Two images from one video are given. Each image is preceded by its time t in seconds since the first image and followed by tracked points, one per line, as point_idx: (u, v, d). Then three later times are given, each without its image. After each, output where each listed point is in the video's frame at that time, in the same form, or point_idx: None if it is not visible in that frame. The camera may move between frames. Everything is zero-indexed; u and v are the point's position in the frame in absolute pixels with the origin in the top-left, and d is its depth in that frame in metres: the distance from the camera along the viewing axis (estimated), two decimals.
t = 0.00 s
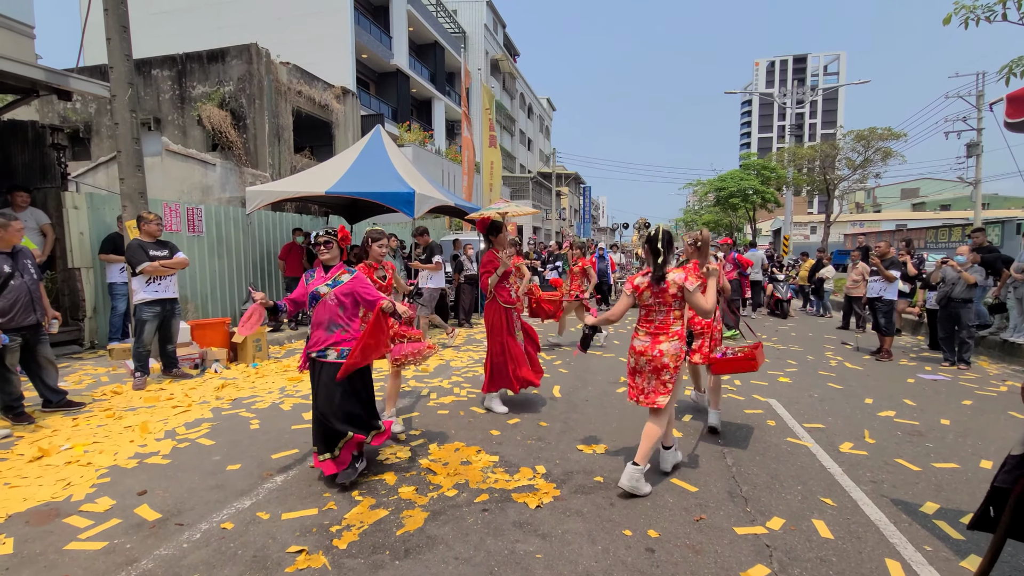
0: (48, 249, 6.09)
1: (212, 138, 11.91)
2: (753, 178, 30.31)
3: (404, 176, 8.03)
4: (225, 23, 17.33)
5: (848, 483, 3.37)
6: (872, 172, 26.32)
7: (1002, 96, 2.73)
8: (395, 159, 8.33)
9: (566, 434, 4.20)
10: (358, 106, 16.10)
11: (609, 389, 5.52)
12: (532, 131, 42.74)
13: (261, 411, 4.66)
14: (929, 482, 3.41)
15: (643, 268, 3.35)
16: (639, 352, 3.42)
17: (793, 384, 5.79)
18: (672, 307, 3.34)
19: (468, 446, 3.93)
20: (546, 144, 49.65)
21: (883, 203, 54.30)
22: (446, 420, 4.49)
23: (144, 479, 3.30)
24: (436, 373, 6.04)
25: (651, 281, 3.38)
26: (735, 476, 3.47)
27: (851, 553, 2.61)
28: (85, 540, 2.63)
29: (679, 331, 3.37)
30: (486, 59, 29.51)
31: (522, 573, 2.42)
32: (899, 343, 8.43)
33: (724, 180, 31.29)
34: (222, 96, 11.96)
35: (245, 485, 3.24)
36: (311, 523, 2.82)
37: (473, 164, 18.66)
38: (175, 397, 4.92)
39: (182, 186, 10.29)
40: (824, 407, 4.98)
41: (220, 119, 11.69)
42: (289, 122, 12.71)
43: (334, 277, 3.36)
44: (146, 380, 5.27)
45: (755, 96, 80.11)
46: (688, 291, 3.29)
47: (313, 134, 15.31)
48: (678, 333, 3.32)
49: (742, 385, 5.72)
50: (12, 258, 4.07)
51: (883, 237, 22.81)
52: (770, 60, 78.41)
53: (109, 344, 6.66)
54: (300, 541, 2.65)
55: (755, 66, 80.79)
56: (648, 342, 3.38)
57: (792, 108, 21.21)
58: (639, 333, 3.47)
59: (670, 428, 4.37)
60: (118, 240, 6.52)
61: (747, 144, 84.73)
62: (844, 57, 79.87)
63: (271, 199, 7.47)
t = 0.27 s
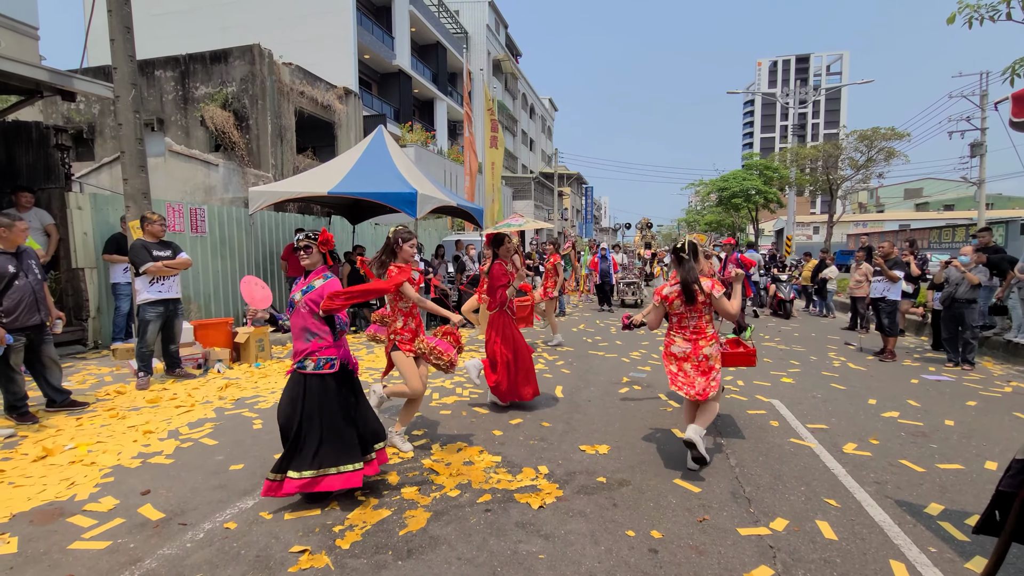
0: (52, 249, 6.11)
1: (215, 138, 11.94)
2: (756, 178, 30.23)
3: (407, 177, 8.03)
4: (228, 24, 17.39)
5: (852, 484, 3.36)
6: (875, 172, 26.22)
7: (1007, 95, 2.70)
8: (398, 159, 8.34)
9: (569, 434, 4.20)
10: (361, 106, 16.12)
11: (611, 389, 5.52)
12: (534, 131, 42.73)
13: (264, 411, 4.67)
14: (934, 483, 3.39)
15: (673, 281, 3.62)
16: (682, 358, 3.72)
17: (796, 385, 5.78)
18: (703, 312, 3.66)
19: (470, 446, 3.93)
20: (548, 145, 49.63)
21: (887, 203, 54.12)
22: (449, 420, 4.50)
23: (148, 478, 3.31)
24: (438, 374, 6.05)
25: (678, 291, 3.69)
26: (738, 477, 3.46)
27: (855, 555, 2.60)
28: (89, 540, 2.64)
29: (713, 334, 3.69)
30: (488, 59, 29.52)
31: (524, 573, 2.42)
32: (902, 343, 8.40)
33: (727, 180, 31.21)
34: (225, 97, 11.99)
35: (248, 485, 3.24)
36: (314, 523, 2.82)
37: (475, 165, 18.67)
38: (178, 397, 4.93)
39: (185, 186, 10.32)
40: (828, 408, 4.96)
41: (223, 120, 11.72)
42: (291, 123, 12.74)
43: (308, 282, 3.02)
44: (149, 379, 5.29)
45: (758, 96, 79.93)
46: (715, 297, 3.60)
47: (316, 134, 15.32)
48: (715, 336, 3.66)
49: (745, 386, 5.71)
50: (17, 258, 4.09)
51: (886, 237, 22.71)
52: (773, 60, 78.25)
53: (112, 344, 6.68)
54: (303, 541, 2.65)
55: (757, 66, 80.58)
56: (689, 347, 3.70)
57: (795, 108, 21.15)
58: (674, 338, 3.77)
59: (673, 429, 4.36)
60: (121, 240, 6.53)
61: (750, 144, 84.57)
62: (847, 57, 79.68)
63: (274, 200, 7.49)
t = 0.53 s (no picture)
0: (56, 249, 6.13)
1: (218, 138, 11.95)
2: (758, 178, 30.17)
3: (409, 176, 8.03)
4: (230, 24, 17.42)
5: (856, 484, 3.35)
6: (878, 172, 26.15)
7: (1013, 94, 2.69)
8: (400, 159, 8.35)
9: (571, 434, 4.19)
10: (363, 106, 16.13)
11: (614, 389, 5.51)
12: (536, 131, 42.75)
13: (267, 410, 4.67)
14: (939, 483, 3.38)
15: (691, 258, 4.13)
16: (707, 330, 4.01)
17: (800, 385, 5.76)
18: (719, 287, 4.11)
19: (472, 446, 3.92)
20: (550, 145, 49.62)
21: (890, 203, 53.97)
22: (451, 420, 4.49)
23: (151, 478, 3.31)
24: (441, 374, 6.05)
25: (696, 268, 4.14)
26: (742, 477, 3.44)
27: (860, 556, 2.58)
28: (92, 538, 2.64)
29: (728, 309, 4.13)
30: (490, 59, 29.52)
31: (528, 573, 2.41)
32: (906, 343, 8.37)
33: (729, 180, 31.15)
34: (228, 97, 12.01)
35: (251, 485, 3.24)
36: (316, 523, 2.81)
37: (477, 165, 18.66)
38: (181, 396, 4.93)
39: (188, 186, 10.33)
40: (831, 408, 4.95)
41: (225, 120, 11.74)
42: (294, 123, 12.75)
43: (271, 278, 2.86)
44: (152, 379, 5.29)
45: (761, 96, 79.77)
46: (731, 274, 4.06)
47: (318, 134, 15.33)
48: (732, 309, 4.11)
49: (748, 386, 5.69)
50: (20, 257, 4.09)
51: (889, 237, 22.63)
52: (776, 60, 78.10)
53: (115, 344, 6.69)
54: (305, 541, 2.65)
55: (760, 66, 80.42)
56: (711, 320, 4.05)
57: (798, 107, 21.09)
58: (696, 313, 4.11)
59: (676, 429, 4.35)
60: (125, 240, 6.54)
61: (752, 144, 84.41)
62: (850, 57, 79.52)
63: (277, 200, 7.49)
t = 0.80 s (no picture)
0: (58, 249, 6.13)
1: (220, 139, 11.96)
2: (760, 178, 30.12)
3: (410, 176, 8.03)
4: (233, 25, 17.44)
5: (859, 485, 3.34)
6: (881, 171, 26.09)
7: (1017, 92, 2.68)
8: (401, 159, 8.35)
9: (574, 434, 4.19)
10: (364, 106, 16.13)
11: (616, 389, 5.50)
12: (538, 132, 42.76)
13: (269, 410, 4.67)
14: (943, 484, 3.36)
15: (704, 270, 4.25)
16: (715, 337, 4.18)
17: (802, 385, 5.74)
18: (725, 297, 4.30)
19: (474, 446, 3.91)
20: (551, 145, 49.62)
21: (892, 203, 53.85)
22: (453, 420, 4.48)
23: (153, 477, 3.31)
24: (442, 374, 6.04)
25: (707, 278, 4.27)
26: (745, 477, 3.43)
27: (864, 556, 2.57)
28: (94, 538, 2.64)
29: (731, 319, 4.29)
30: (492, 59, 29.52)
31: (530, 573, 2.40)
32: (909, 343, 8.34)
33: (731, 180, 31.10)
34: (230, 98, 12.02)
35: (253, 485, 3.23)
36: (318, 523, 2.81)
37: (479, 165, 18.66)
38: (183, 396, 4.93)
39: (190, 186, 10.34)
40: (835, 409, 4.93)
41: (227, 120, 11.75)
42: (295, 123, 12.76)
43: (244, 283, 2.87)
44: (154, 379, 5.29)
45: (763, 96, 79.64)
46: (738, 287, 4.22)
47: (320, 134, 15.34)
48: (740, 316, 4.30)
49: (750, 386, 5.67)
50: (23, 257, 4.09)
51: (892, 237, 22.56)
52: (778, 59, 77.98)
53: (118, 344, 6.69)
54: (307, 541, 2.64)
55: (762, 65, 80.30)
56: (721, 328, 4.24)
57: (800, 107, 21.05)
58: (706, 322, 4.31)
59: (678, 429, 4.34)
60: (127, 240, 6.55)
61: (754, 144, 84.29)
62: (852, 56, 79.35)
63: (278, 200, 7.49)
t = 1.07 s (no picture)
0: (60, 249, 6.15)
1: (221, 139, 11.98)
2: (761, 177, 30.08)
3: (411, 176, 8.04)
4: (234, 26, 17.47)
5: (860, 485, 3.34)
6: (882, 171, 26.06)
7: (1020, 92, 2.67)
8: (402, 159, 8.36)
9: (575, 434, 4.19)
10: (366, 107, 16.15)
11: (617, 389, 5.50)
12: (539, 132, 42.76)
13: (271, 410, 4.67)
14: (945, 484, 3.36)
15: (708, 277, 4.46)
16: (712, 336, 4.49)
17: (804, 385, 5.73)
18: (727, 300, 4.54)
19: (476, 446, 3.92)
20: (552, 145, 49.63)
21: (894, 203, 53.76)
22: (455, 420, 4.48)
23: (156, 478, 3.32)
24: (443, 374, 6.04)
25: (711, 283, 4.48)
26: (746, 478, 3.43)
27: (865, 557, 2.57)
28: (97, 538, 2.64)
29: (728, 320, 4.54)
30: (493, 59, 29.53)
31: (532, 573, 2.41)
32: (910, 344, 8.33)
33: (732, 180, 31.06)
34: (231, 98, 12.04)
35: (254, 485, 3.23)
36: (320, 522, 2.82)
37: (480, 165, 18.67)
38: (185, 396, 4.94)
39: (191, 186, 10.35)
40: (836, 409, 4.92)
41: (229, 121, 11.78)
42: (297, 123, 12.78)
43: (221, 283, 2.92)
44: (156, 379, 5.30)
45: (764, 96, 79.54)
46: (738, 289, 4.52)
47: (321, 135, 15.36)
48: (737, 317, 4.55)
49: (752, 386, 5.67)
50: (25, 258, 4.11)
51: (893, 237, 22.53)
52: (779, 59, 77.91)
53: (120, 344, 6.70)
54: (309, 541, 2.64)
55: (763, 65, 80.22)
56: (717, 327, 4.53)
57: (801, 107, 21.03)
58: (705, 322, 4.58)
59: (679, 429, 4.34)
60: (128, 240, 6.56)
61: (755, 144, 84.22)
62: (854, 56, 79.28)
63: (280, 200, 7.49)
